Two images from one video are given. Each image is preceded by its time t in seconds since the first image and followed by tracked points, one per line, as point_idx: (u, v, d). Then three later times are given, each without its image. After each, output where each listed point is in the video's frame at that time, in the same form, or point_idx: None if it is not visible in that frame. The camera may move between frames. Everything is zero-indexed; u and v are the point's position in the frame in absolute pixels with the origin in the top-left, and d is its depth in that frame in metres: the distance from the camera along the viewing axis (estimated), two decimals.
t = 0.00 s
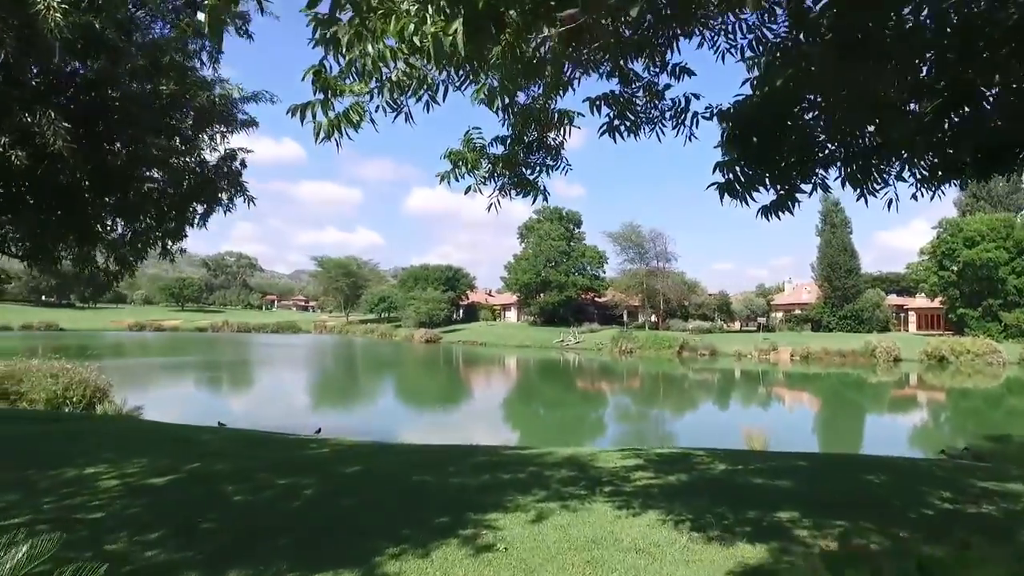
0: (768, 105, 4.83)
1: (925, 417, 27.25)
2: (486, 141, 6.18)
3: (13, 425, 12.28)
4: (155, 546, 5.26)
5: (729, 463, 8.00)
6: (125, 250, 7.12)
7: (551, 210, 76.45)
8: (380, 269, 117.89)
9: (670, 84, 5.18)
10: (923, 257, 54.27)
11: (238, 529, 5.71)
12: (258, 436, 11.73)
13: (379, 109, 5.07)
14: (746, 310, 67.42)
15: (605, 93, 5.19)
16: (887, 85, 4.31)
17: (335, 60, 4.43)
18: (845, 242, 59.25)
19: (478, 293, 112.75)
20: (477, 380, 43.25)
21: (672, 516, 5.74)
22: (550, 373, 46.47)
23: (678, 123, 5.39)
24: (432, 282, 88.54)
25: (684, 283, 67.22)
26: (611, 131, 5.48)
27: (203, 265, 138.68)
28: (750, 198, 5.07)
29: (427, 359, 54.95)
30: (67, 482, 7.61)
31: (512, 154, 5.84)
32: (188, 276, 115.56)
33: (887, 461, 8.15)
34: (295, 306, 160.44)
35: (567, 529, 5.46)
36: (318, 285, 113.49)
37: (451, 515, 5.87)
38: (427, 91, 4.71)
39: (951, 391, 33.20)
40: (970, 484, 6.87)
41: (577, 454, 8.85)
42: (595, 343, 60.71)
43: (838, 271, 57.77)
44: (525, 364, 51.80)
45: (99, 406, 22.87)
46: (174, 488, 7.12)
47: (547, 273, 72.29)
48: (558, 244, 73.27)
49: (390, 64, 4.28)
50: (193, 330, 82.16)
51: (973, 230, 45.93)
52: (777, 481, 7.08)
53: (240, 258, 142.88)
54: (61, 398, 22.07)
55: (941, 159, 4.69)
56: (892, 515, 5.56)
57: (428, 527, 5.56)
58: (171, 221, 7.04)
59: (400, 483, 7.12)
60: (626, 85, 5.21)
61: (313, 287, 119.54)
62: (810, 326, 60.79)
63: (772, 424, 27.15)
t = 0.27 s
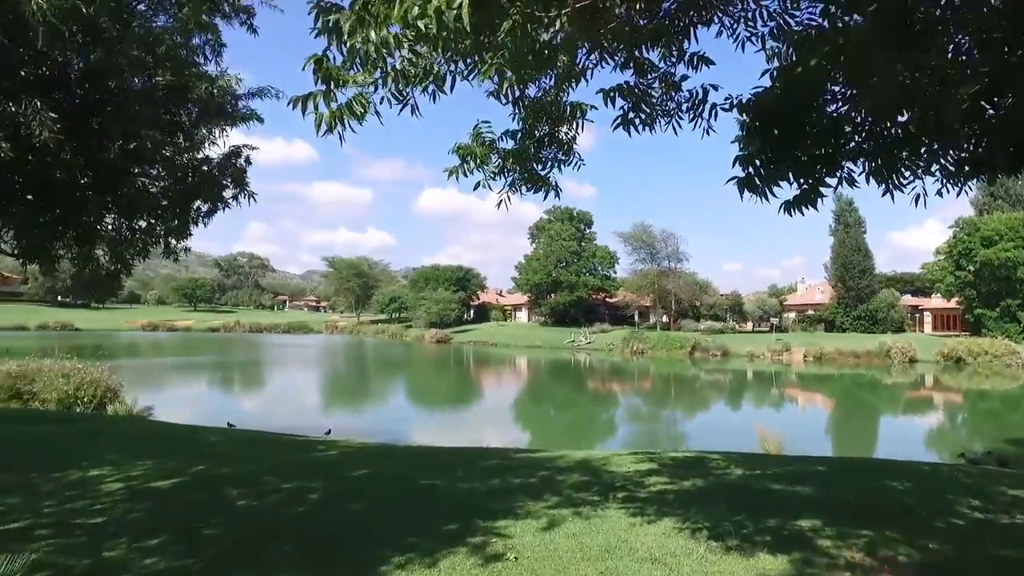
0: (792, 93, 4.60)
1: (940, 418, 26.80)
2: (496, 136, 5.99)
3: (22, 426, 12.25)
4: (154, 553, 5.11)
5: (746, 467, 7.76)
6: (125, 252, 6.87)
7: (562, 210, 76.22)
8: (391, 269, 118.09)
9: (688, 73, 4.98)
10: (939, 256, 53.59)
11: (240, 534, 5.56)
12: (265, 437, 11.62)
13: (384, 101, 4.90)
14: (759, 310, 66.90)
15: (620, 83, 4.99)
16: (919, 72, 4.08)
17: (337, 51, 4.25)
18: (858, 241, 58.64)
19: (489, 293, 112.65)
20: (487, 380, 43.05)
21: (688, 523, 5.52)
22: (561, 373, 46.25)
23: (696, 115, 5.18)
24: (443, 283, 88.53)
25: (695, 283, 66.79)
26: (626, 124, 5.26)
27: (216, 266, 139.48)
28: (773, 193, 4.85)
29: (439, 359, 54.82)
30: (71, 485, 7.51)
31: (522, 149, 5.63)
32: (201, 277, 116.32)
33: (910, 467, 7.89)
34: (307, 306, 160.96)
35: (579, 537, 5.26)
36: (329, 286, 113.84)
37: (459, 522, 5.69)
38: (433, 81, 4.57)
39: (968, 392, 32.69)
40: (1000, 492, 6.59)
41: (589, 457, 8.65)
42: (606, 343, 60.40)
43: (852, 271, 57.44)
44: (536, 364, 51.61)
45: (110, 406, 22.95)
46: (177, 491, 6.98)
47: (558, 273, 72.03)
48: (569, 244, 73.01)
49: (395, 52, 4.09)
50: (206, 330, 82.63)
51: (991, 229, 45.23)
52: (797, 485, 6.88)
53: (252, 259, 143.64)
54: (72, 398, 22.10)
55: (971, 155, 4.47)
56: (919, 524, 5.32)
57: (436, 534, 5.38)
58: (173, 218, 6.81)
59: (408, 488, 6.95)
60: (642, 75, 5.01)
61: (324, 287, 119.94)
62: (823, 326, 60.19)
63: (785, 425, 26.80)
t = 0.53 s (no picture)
0: (815, 83, 4.37)
1: (958, 421, 26.31)
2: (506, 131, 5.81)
3: (32, 427, 12.20)
4: (152, 561, 4.96)
5: (764, 472, 7.52)
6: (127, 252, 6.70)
7: (574, 210, 75.98)
8: (403, 270, 118.22)
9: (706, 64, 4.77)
10: (957, 257, 52.82)
11: (243, 539, 5.40)
12: (274, 440, 11.49)
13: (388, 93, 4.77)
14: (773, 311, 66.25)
15: (634, 75, 4.78)
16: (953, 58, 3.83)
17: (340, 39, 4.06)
18: (874, 242, 57.96)
19: (501, 294, 112.49)
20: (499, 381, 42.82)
21: (707, 533, 5.29)
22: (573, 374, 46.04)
23: (714, 105, 4.98)
24: (455, 283, 88.47)
25: (708, 284, 66.28)
26: (640, 117, 5.05)
27: (230, 267, 140.31)
28: (796, 187, 4.62)
29: (451, 360, 54.66)
30: (75, 487, 7.40)
31: (533, 143, 5.43)
32: (215, 278, 117.06)
33: (935, 473, 7.60)
34: (320, 308, 161.38)
35: (592, 546, 5.07)
36: (342, 287, 114.19)
37: (469, 529, 5.50)
38: (440, 73, 4.40)
39: (987, 395, 32.13)
40: None
41: (602, 461, 8.44)
42: (618, 345, 60.08)
43: (868, 271, 56.82)
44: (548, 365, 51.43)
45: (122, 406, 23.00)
46: (181, 495, 6.84)
47: (570, 274, 71.74)
48: (581, 244, 72.72)
49: (398, 40, 3.90)
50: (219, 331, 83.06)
51: (1010, 229, 44.51)
52: (821, 492, 6.59)
53: (265, 260, 144.37)
54: (84, 398, 22.13)
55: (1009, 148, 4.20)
56: (949, 536, 5.07)
57: (444, 542, 5.20)
58: (176, 217, 6.65)
59: (416, 492, 6.79)
60: (657, 65, 4.82)
61: (336, 288, 120.26)
62: (838, 327, 59.51)
63: (800, 427, 26.39)
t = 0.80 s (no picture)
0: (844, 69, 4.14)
1: (981, 424, 25.76)
2: (519, 125, 5.62)
3: (46, 427, 12.16)
4: (156, 568, 4.84)
5: (787, 478, 7.27)
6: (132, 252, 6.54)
7: (589, 211, 75.65)
8: (417, 271, 118.42)
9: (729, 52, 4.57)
10: (979, 257, 51.90)
11: (249, 546, 5.26)
12: (286, 441, 11.37)
13: (395, 83, 4.61)
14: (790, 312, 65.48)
15: (652, 64, 4.58)
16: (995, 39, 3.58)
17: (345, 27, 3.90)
18: (893, 242, 57.14)
19: (516, 295, 112.31)
20: (513, 382, 42.60)
21: (729, 543, 5.06)
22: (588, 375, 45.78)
23: (737, 96, 4.77)
24: (470, 284, 88.44)
25: (725, 284, 65.68)
26: (659, 109, 4.84)
27: (247, 268, 141.30)
28: (823, 182, 4.36)
29: (467, 360, 54.53)
30: (84, 489, 7.29)
31: (546, 138, 5.22)
32: (232, 279, 117.92)
33: (966, 480, 7.30)
34: (335, 308, 162.02)
35: (608, 556, 4.87)
36: (357, 287, 114.59)
37: (480, 537, 5.32)
38: (449, 62, 4.23)
39: (1011, 397, 31.47)
40: None
41: (617, 465, 8.22)
42: (633, 345, 59.69)
43: (887, 271, 56.03)
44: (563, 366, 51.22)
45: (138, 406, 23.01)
46: (189, 498, 6.71)
47: (585, 274, 71.41)
48: (596, 245, 72.35)
49: (404, 26, 3.72)
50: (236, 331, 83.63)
51: None
52: (847, 499, 6.33)
53: (281, 261, 145.33)
54: (101, 398, 22.20)
55: None
56: (987, 550, 4.81)
57: (455, 551, 5.02)
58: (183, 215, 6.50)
59: (427, 497, 6.62)
60: (677, 54, 4.62)
61: (352, 289, 120.69)
62: (856, 328, 58.71)
63: (819, 430, 25.95)
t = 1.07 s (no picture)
0: (876, 53, 3.92)
1: (1010, 427, 25.12)
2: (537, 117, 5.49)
3: (66, 426, 12.18)
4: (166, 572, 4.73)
5: (814, 483, 7.02)
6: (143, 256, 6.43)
7: (607, 211, 75.30)
8: (435, 272, 118.62)
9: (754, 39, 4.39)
10: (1006, 256, 50.82)
11: (260, 551, 5.14)
12: (302, 442, 11.27)
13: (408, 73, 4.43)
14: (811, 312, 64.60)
15: (674, 52, 4.40)
16: None
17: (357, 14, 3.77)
18: (917, 241, 56.19)
19: (534, 295, 112.06)
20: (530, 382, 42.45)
21: (755, 552, 4.85)
22: (606, 376, 45.52)
23: (763, 84, 4.58)
24: (487, 285, 88.38)
25: (744, 284, 64.98)
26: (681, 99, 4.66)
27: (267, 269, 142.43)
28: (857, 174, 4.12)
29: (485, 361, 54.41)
30: (97, 490, 7.20)
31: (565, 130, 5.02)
32: (252, 280, 118.93)
33: (1001, 488, 7.00)
34: (354, 309, 162.76)
35: (629, 565, 4.68)
36: (375, 288, 115.03)
37: (497, 543, 5.16)
38: (463, 50, 4.11)
39: None
40: None
41: (637, 469, 8.01)
42: (652, 346, 59.27)
43: (911, 271, 55.10)
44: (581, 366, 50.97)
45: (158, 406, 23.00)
46: (203, 500, 6.62)
47: (602, 275, 71.01)
48: (614, 245, 71.94)
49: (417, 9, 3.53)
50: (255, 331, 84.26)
51: None
52: (878, 507, 6.07)
53: (300, 262, 146.37)
54: (121, 397, 22.28)
55: None
56: None
57: (470, 558, 4.86)
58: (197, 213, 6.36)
59: (443, 501, 6.47)
60: (700, 41, 4.44)
61: (370, 290, 121.17)
62: (879, 329, 57.82)
63: (842, 432, 25.47)
